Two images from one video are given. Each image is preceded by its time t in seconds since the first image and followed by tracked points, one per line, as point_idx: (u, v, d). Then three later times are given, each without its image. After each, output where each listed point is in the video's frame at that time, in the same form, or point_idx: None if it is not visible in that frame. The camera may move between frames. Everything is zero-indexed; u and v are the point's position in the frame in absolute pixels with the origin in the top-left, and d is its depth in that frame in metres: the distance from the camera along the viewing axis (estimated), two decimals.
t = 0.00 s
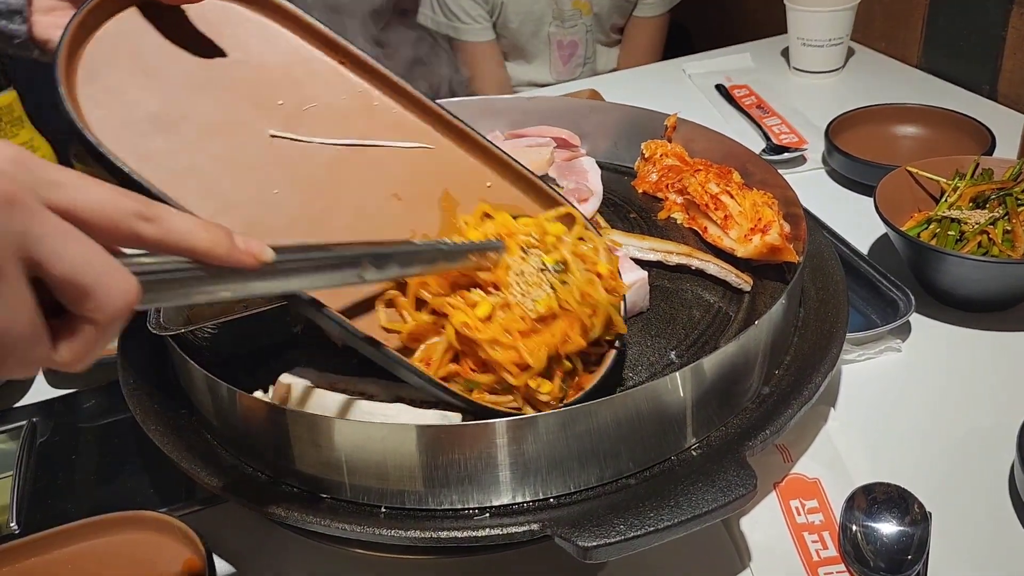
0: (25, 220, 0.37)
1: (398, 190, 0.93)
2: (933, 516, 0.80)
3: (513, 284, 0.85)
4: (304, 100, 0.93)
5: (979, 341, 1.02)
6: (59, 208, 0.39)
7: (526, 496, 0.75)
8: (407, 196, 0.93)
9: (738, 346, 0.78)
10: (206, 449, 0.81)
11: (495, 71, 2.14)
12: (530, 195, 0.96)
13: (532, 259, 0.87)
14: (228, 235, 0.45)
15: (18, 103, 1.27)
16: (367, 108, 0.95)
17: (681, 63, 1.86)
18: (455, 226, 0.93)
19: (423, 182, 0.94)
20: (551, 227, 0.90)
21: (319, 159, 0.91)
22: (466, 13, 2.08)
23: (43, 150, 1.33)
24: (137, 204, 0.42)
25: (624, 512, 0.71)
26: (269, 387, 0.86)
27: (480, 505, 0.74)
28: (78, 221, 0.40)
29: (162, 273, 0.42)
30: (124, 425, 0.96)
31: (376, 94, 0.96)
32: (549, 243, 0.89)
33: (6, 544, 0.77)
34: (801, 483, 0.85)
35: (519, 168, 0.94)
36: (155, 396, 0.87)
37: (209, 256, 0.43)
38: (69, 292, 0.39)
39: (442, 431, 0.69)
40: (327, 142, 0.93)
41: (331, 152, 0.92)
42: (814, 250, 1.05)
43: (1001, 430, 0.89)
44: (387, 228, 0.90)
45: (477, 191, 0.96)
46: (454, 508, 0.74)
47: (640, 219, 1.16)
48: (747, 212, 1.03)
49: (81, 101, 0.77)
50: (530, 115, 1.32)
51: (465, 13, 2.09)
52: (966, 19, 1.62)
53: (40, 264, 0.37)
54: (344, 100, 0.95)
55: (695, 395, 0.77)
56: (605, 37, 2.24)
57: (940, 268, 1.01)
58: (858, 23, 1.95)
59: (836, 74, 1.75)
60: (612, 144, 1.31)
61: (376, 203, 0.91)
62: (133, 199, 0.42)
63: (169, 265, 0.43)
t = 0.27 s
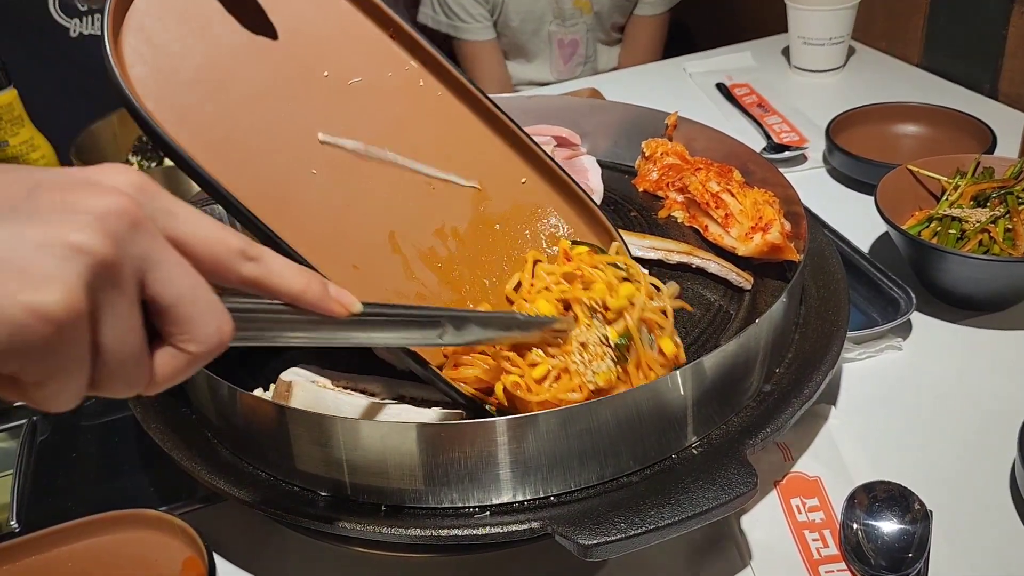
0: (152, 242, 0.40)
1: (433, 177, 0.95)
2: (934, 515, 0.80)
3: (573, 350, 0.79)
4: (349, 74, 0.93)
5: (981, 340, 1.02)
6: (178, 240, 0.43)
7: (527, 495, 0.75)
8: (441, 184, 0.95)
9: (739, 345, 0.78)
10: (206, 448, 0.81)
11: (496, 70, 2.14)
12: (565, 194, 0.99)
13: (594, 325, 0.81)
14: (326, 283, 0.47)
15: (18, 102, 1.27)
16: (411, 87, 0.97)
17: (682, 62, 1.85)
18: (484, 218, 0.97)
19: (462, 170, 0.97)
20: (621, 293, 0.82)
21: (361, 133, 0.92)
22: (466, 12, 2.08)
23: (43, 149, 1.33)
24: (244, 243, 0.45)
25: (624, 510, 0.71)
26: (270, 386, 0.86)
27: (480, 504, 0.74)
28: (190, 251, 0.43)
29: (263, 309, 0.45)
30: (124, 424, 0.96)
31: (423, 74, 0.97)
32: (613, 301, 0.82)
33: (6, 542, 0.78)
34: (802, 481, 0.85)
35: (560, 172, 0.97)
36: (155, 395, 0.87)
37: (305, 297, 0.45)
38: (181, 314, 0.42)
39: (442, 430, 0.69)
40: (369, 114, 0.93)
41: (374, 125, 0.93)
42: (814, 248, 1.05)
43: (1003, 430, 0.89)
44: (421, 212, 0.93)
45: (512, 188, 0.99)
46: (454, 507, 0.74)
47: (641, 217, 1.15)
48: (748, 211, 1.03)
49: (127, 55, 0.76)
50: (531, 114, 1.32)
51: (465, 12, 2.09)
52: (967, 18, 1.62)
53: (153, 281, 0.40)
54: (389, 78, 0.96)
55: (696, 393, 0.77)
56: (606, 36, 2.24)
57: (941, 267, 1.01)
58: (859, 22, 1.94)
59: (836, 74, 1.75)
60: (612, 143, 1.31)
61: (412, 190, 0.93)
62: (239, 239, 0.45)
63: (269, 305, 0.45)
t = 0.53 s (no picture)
0: (224, 150, 0.36)
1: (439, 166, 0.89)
2: (935, 514, 0.80)
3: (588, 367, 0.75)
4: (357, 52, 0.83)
5: (981, 339, 1.02)
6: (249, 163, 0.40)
7: (527, 493, 0.75)
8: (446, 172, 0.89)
9: (740, 344, 0.78)
10: (207, 446, 0.81)
11: (496, 69, 2.14)
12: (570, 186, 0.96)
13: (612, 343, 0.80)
14: (373, 243, 0.45)
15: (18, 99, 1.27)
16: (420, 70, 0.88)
17: (682, 61, 1.85)
18: (485, 207, 0.92)
19: (464, 157, 0.91)
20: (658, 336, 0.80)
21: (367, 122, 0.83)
22: (467, 10, 2.08)
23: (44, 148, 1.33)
24: (306, 183, 0.42)
25: (624, 509, 0.71)
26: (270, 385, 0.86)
27: (481, 503, 0.74)
28: (257, 176, 0.40)
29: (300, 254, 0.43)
30: (124, 423, 0.96)
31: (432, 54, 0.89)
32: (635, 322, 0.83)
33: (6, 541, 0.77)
34: (802, 480, 0.85)
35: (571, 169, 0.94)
36: (155, 393, 0.87)
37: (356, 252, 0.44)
38: (233, 232, 0.38)
39: (443, 428, 0.69)
40: (372, 96, 0.85)
41: (377, 113, 0.85)
42: (814, 247, 1.05)
43: (1004, 429, 0.89)
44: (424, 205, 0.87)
45: (517, 177, 0.94)
46: (454, 505, 0.74)
47: (641, 216, 1.15)
48: (749, 209, 1.03)
49: (130, 27, 0.68)
50: (531, 113, 1.32)
51: (466, 10, 2.09)
52: (968, 18, 1.61)
53: (215, 191, 0.37)
54: (398, 57, 0.86)
55: (696, 392, 0.77)
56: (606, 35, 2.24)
57: (942, 266, 1.01)
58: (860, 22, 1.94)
59: (837, 73, 1.75)
60: (613, 142, 1.31)
61: (418, 181, 0.87)
62: (302, 177, 0.42)
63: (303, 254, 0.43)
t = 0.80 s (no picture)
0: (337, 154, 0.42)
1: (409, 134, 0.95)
2: (935, 514, 0.79)
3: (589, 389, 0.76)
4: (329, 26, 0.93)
5: (981, 338, 1.02)
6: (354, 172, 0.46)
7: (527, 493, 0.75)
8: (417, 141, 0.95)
9: (740, 343, 0.78)
10: (207, 446, 0.81)
11: (496, 68, 2.14)
12: (541, 151, 0.98)
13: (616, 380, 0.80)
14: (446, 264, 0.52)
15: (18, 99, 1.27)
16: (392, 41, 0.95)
17: (682, 60, 1.85)
18: (458, 174, 0.96)
19: (434, 125, 0.96)
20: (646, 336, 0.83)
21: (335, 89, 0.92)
22: (467, 9, 2.08)
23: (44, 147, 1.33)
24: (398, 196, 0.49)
25: (624, 508, 0.71)
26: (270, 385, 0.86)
27: (481, 502, 0.74)
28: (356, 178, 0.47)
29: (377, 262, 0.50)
30: (124, 422, 0.96)
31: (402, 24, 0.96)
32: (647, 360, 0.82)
33: (6, 540, 0.77)
34: (802, 479, 0.85)
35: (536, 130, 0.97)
36: (155, 392, 0.87)
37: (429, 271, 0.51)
38: (333, 240, 0.43)
39: (442, 428, 0.69)
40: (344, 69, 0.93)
41: (346, 83, 0.93)
42: (814, 246, 1.05)
43: (1004, 428, 0.89)
44: (395, 170, 0.93)
45: (489, 144, 0.97)
46: (454, 505, 0.74)
47: (641, 215, 1.15)
48: (749, 209, 1.03)
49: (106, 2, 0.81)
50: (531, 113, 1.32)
51: (466, 9, 2.09)
52: (968, 17, 1.61)
53: (325, 198, 0.42)
54: (369, 30, 0.95)
55: (696, 392, 0.77)
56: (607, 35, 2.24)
57: (942, 265, 1.01)
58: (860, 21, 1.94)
59: (837, 72, 1.75)
60: (613, 141, 1.31)
61: (387, 147, 0.93)
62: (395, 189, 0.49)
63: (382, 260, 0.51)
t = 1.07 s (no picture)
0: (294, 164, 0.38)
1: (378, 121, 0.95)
2: (935, 514, 0.79)
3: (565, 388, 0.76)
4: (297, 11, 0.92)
5: (982, 338, 1.02)
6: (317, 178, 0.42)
7: (527, 493, 0.75)
8: (386, 128, 0.95)
9: (739, 343, 0.78)
10: (206, 445, 0.81)
11: (496, 68, 2.14)
12: (515, 140, 0.97)
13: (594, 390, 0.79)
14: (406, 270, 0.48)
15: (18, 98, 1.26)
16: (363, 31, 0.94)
17: (682, 59, 1.85)
18: (428, 161, 0.97)
19: (403, 112, 0.96)
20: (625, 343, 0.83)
21: (302, 78, 0.92)
22: (467, 9, 2.08)
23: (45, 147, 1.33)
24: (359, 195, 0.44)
25: (624, 508, 0.71)
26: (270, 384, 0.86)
27: (480, 502, 0.74)
28: (315, 182, 0.41)
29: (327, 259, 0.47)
30: (124, 422, 0.96)
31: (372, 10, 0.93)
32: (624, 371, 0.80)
33: (5, 540, 0.77)
34: (803, 479, 0.85)
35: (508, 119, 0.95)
36: (155, 392, 0.87)
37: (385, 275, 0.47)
38: (285, 250, 0.41)
39: (442, 427, 0.69)
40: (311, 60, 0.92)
41: (314, 71, 0.93)
42: (814, 246, 1.05)
43: (1004, 428, 0.88)
44: (362, 161, 0.94)
45: (461, 133, 0.97)
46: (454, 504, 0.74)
47: (641, 215, 1.15)
48: (748, 208, 1.03)
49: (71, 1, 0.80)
50: (531, 112, 1.32)
51: (466, 9, 2.09)
52: (968, 17, 1.61)
53: (279, 206, 0.39)
54: (340, 16, 0.93)
55: (696, 391, 0.77)
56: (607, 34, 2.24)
57: (942, 265, 1.00)
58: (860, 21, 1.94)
59: (837, 72, 1.75)
60: (613, 141, 1.31)
61: (358, 136, 0.95)
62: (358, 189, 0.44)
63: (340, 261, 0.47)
